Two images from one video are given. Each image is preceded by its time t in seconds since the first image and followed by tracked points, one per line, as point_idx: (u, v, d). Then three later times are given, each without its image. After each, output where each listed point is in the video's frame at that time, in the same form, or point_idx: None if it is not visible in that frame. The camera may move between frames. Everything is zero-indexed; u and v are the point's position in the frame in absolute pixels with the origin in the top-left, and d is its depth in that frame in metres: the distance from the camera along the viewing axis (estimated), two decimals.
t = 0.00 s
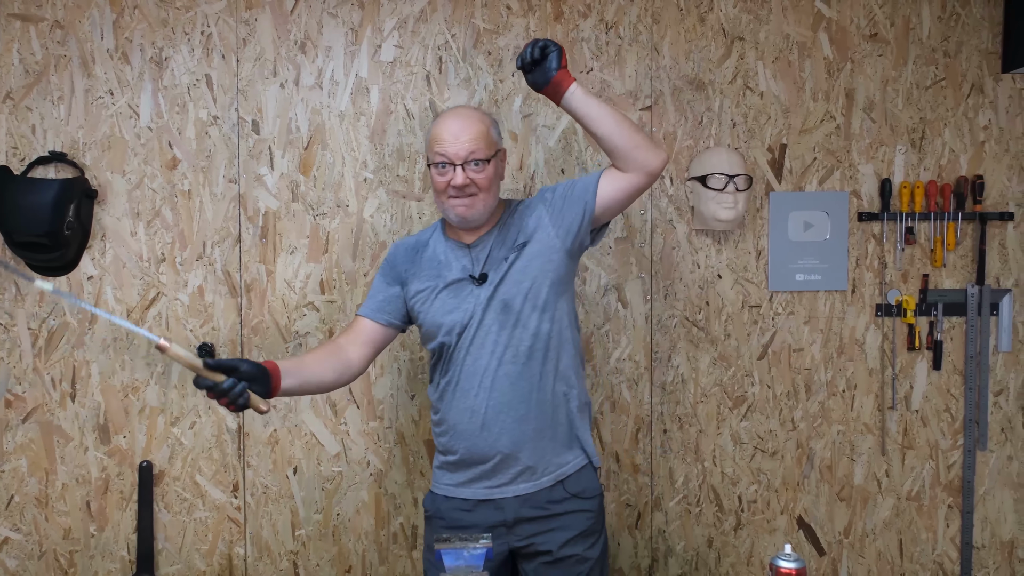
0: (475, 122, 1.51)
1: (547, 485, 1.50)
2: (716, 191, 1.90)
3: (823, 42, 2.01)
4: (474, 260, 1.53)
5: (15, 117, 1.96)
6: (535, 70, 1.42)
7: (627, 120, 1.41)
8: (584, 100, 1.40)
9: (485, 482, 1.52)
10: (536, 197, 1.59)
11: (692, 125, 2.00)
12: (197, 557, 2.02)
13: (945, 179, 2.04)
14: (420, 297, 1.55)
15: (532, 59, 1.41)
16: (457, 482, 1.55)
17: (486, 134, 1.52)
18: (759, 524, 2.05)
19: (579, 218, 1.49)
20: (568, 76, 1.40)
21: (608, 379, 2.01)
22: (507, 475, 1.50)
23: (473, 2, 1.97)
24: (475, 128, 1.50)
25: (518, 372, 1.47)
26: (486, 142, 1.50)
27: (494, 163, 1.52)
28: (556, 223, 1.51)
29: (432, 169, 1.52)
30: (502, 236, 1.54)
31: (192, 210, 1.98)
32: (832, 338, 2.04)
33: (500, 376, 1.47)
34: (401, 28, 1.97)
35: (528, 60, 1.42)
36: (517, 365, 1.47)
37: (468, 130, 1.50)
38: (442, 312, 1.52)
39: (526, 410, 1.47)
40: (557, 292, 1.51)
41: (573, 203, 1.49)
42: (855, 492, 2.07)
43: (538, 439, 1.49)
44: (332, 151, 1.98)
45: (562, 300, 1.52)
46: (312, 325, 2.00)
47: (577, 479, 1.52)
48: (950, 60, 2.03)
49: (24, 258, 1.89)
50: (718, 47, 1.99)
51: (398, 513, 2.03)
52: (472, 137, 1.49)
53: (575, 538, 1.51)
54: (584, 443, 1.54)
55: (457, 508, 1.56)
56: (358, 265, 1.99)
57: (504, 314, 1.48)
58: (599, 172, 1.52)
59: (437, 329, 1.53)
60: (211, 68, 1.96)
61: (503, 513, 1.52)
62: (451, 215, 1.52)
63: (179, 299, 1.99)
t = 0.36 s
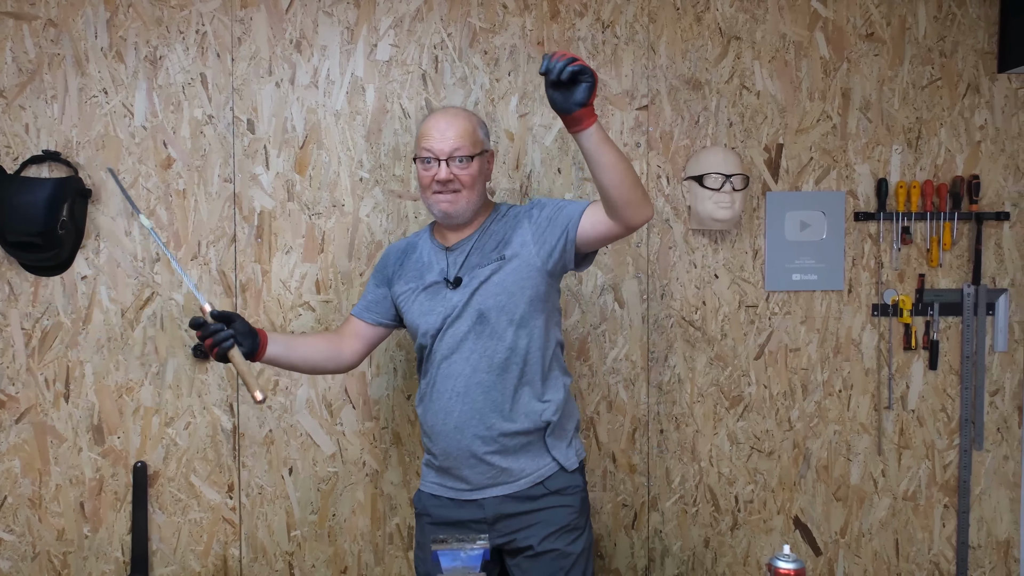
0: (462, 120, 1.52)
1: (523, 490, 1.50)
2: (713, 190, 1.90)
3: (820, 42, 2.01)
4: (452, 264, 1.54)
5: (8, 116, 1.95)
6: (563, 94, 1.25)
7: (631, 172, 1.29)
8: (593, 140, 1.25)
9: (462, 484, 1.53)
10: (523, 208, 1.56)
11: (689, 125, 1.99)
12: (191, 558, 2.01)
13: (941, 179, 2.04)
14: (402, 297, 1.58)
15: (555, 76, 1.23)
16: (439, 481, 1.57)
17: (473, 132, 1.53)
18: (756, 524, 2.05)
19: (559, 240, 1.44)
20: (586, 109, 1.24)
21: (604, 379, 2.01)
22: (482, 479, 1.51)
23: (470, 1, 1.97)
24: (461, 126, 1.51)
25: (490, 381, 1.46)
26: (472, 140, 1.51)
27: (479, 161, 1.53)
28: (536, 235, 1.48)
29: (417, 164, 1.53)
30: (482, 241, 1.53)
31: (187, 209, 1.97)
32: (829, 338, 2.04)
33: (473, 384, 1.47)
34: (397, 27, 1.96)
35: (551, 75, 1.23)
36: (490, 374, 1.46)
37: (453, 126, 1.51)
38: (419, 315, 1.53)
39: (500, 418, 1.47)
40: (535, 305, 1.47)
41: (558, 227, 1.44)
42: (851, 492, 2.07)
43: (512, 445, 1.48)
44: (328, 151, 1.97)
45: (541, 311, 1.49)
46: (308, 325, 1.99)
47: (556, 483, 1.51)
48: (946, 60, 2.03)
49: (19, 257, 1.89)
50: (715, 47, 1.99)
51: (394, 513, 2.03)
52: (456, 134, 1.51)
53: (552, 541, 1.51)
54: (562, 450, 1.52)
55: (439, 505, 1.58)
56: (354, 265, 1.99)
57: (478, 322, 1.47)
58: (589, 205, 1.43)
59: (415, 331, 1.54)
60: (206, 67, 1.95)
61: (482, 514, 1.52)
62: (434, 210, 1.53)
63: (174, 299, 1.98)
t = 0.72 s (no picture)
0: (459, 120, 1.53)
1: (533, 504, 1.50)
2: (713, 190, 1.90)
3: (819, 41, 2.01)
4: (473, 266, 1.54)
5: (4, 114, 1.94)
6: (629, 116, 1.23)
7: (678, 204, 1.27)
8: (650, 165, 1.23)
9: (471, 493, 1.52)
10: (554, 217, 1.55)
11: (688, 124, 1.99)
12: (189, 559, 2.00)
13: (940, 179, 2.04)
14: (422, 294, 1.58)
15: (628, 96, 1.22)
16: (448, 487, 1.57)
17: (467, 131, 1.51)
18: (755, 524, 2.05)
19: (589, 255, 1.43)
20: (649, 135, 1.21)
21: (603, 379, 2.00)
22: (492, 490, 1.50)
23: None
24: (455, 126, 1.52)
25: (507, 392, 1.46)
26: (462, 141, 1.51)
27: (469, 161, 1.50)
28: (564, 247, 1.47)
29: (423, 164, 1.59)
30: (505, 246, 1.53)
31: (185, 208, 1.96)
32: (828, 338, 2.04)
33: (490, 394, 1.46)
34: (396, 26, 1.96)
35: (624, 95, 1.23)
36: (508, 385, 1.45)
37: (444, 128, 1.53)
38: (437, 316, 1.53)
39: (516, 430, 1.46)
40: (558, 320, 1.47)
41: (593, 241, 1.44)
42: (850, 492, 2.06)
43: (525, 458, 1.48)
44: (327, 150, 1.96)
45: (564, 327, 1.48)
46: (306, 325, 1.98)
47: (568, 498, 1.51)
48: (945, 59, 2.03)
49: (16, 257, 1.89)
50: (714, 46, 1.99)
51: (392, 514, 2.02)
52: (444, 136, 1.52)
53: (564, 558, 1.50)
54: (577, 468, 1.52)
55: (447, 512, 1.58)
56: (352, 264, 1.98)
57: (498, 330, 1.46)
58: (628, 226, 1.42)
59: (433, 331, 1.54)
60: (203, 65, 1.94)
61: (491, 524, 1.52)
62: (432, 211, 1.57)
63: (171, 298, 1.97)
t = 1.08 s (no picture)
0: (513, 119, 1.49)
1: (557, 512, 1.49)
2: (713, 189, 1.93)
3: (818, 41, 2.00)
4: (497, 265, 1.51)
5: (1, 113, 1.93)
6: (739, 116, 1.21)
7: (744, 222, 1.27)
8: (736, 175, 1.23)
9: (492, 501, 1.51)
10: (583, 217, 1.54)
11: (687, 124, 1.99)
12: (186, 559, 1.99)
13: (939, 178, 2.04)
14: (441, 291, 1.54)
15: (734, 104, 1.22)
16: (467, 494, 1.55)
17: (521, 132, 1.49)
18: (754, 524, 2.05)
19: (627, 260, 1.42)
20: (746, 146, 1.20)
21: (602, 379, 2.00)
22: (515, 499, 1.49)
23: None
24: (510, 126, 1.48)
25: (534, 398, 1.44)
26: (519, 142, 1.48)
27: (525, 163, 1.49)
28: (596, 250, 1.46)
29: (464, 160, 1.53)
30: (534, 246, 1.50)
31: (183, 208, 1.95)
32: (827, 338, 2.04)
33: (517, 400, 1.44)
34: (395, 25, 1.95)
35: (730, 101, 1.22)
36: (536, 391, 1.44)
37: (499, 124, 1.48)
38: (460, 315, 1.50)
39: (543, 436, 1.45)
40: (589, 326, 1.46)
41: (632, 245, 1.43)
42: (849, 492, 2.06)
43: (551, 466, 1.47)
44: (325, 149, 1.96)
45: (593, 334, 1.47)
46: (305, 324, 1.98)
47: (593, 505, 1.51)
48: (944, 59, 2.03)
49: (14, 256, 1.89)
50: (714, 45, 1.99)
51: (391, 514, 2.01)
52: (501, 134, 1.47)
53: (589, 565, 1.50)
54: (600, 475, 1.52)
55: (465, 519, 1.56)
56: (351, 264, 1.97)
57: (526, 333, 1.45)
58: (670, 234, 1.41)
59: (454, 331, 1.51)
60: (201, 64, 1.93)
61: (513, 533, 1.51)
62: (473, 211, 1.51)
63: (169, 298, 1.96)
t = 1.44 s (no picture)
0: (569, 126, 1.44)
1: (585, 518, 1.50)
2: (711, 189, 1.94)
3: (816, 41, 2.01)
4: (527, 267, 1.48)
5: None
6: (825, 147, 1.41)
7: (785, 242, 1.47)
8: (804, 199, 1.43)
9: (522, 513, 1.47)
10: (606, 222, 1.56)
11: (685, 124, 1.99)
12: (184, 560, 1.99)
13: (937, 179, 2.04)
14: (465, 292, 1.47)
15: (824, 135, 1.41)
16: (489, 507, 1.50)
17: (574, 141, 1.44)
18: (753, 524, 2.05)
19: (662, 267, 1.50)
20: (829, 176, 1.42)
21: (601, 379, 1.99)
22: (546, 508, 1.47)
23: None
24: (565, 134, 1.43)
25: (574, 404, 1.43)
26: (573, 151, 1.43)
27: (574, 174, 1.47)
28: (628, 256, 1.50)
29: (510, 161, 1.46)
30: (564, 248, 1.50)
31: (181, 208, 1.95)
32: (825, 338, 2.04)
33: (558, 406, 1.42)
34: (393, 25, 1.95)
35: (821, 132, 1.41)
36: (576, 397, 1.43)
37: (560, 131, 1.43)
38: (490, 317, 1.44)
39: (580, 442, 1.45)
40: (621, 331, 1.49)
41: (665, 252, 1.50)
42: (847, 492, 2.06)
43: (586, 473, 1.48)
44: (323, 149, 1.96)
45: (624, 339, 1.51)
46: (303, 325, 1.97)
47: (617, 506, 1.54)
48: (942, 59, 2.03)
49: (10, 256, 1.88)
50: (712, 45, 1.99)
51: (389, 514, 2.01)
52: (560, 141, 1.42)
53: (613, 568, 1.52)
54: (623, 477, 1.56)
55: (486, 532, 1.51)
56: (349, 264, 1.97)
57: (565, 338, 1.43)
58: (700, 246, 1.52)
59: (482, 335, 1.44)
60: (199, 64, 1.93)
61: (539, 542, 1.49)
62: (514, 215, 1.46)
63: (167, 298, 1.96)
